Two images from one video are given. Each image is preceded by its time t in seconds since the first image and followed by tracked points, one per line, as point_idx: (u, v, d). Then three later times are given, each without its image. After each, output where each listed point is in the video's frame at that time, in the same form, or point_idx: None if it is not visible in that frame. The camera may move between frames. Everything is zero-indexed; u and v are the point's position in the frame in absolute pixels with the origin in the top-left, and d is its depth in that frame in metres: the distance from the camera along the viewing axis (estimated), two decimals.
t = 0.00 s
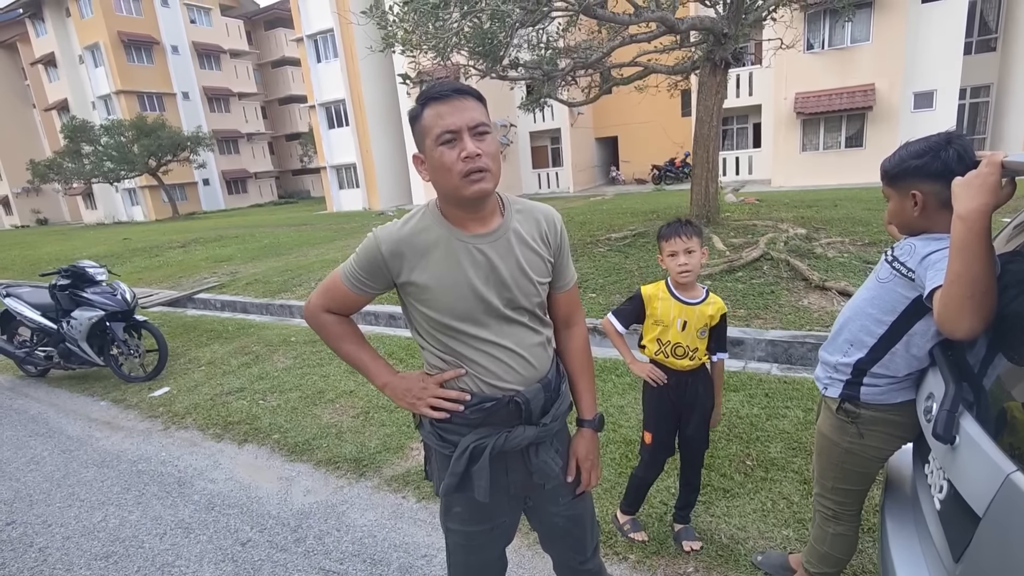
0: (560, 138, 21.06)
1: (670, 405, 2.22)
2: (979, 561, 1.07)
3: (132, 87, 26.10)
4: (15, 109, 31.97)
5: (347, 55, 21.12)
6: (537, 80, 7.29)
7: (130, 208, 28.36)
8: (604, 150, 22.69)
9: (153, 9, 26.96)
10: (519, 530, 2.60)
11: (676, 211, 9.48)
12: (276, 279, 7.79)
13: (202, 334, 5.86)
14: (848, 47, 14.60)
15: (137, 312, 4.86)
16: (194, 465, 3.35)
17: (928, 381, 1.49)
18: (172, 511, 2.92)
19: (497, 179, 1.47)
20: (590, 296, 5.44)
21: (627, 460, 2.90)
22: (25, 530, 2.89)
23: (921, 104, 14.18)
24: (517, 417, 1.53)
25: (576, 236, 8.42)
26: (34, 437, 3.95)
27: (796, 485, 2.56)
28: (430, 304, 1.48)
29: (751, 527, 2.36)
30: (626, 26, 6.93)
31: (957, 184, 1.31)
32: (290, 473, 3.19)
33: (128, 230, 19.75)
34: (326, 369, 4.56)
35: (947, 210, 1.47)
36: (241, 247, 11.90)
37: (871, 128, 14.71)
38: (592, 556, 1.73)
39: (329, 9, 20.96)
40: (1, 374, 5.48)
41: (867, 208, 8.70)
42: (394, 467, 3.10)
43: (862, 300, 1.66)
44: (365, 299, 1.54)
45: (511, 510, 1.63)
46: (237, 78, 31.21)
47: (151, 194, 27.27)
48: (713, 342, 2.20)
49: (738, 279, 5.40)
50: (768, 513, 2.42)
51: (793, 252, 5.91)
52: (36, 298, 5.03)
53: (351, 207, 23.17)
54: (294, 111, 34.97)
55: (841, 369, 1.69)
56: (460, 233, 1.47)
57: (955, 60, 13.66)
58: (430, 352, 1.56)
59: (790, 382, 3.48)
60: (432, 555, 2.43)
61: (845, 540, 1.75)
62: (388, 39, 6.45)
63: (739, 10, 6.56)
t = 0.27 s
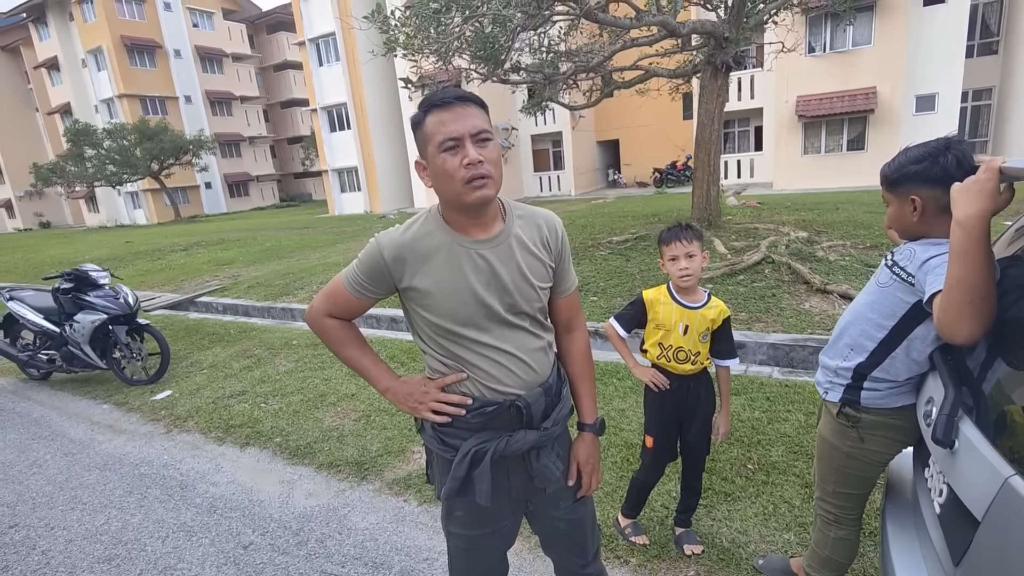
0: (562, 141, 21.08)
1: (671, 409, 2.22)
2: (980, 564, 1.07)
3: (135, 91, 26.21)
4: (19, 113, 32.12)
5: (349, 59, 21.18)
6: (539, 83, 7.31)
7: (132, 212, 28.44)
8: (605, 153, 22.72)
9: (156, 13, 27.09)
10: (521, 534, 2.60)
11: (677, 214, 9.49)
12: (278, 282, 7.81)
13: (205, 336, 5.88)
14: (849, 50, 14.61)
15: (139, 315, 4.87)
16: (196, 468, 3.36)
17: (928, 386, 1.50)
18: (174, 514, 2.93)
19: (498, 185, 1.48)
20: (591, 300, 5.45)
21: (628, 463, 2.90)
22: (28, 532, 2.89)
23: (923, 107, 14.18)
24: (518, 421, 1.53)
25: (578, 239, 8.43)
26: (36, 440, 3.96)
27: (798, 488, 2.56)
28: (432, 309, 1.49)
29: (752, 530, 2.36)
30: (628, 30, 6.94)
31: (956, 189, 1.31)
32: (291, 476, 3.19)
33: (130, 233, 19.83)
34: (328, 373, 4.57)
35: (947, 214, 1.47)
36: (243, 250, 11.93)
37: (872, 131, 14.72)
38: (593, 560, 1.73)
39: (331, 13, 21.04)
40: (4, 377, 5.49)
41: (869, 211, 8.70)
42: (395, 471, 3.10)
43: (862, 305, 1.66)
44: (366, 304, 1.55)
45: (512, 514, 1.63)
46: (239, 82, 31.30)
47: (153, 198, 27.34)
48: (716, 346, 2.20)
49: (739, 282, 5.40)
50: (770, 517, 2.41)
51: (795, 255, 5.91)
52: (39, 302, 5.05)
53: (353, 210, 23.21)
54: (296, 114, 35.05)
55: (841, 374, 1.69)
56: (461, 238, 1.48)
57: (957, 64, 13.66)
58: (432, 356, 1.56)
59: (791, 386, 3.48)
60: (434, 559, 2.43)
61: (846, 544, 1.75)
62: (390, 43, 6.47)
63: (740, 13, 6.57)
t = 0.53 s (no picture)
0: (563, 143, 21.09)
1: (672, 411, 2.22)
2: (982, 565, 1.07)
3: (137, 92, 26.26)
4: (21, 114, 32.19)
5: (350, 61, 21.22)
6: (540, 86, 7.32)
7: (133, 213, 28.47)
8: (606, 155, 22.74)
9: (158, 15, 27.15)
10: (522, 536, 2.59)
11: (678, 216, 9.50)
12: (279, 284, 7.81)
13: (206, 338, 5.88)
14: (849, 52, 14.62)
15: (140, 317, 4.88)
16: (197, 469, 3.35)
17: (929, 387, 1.49)
18: (174, 515, 2.92)
19: (500, 187, 1.48)
20: (592, 301, 5.44)
21: (629, 465, 2.90)
22: (28, 534, 2.89)
23: (924, 109, 14.19)
24: (520, 421, 1.53)
25: (578, 241, 8.43)
26: (37, 441, 3.96)
27: (799, 490, 2.55)
28: (433, 309, 1.49)
29: (754, 532, 2.36)
30: (629, 32, 6.95)
31: (956, 191, 1.31)
32: (292, 477, 3.19)
33: (131, 234, 19.84)
34: (328, 374, 4.57)
35: (947, 215, 1.47)
36: (244, 251, 11.95)
37: (873, 133, 14.72)
38: (594, 561, 1.72)
39: (332, 15, 21.09)
40: (5, 378, 5.49)
41: (870, 213, 8.70)
42: (396, 472, 3.10)
43: (864, 306, 1.66)
44: (368, 305, 1.55)
45: (513, 515, 1.63)
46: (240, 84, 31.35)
47: (154, 200, 27.35)
48: (718, 348, 2.19)
49: (740, 284, 5.40)
50: (771, 519, 2.41)
51: (796, 257, 5.91)
52: (41, 303, 5.06)
53: (354, 212, 23.23)
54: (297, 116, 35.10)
55: (842, 376, 1.69)
56: (463, 239, 1.48)
57: (958, 67, 13.68)
58: (433, 357, 1.56)
59: (792, 387, 3.48)
60: (434, 561, 2.43)
61: (848, 546, 1.75)
62: (391, 45, 6.48)
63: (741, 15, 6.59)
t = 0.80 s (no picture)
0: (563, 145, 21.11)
1: (671, 412, 2.22)
2: (983, 566, 1.07)
3: (137, 93, 26.29)
4: (21, 115, 32.20)
5: (350, 62, 21.25)
6: (540, 87, 7.34)
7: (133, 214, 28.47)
8: (606, 157, 22.74)
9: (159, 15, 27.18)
10: (522, 536, 2.59)
11: (678, 218, 9.50)
12: (279, 284, 7.81)
13: (206, 338, 5.88)
14: (849, 54, 14.64)
15: (140, 317, 4.87)
16: (196, 470, 3.35)
17: (930, 388, 1.49)
18: (173, 516, 2.92)
19: (502, 188, 1.48)
20: (592, 302, 5.44)
21: (628, 466, 2.90)
22: (27, 534, 2.89)
23: (923, 111, 14.20)
24: (520, 422, 1.53)
25: (578, 242, 8.44)
26: (36, 442, 3.96)
27: (799, 492, 2.55)
28: (434, 309, 1.49)
29: (753, 534, 2.36)
30: (629, 33, 6.95)
31: (956, 193, 1.31)
32: (292, 478, 3.19)
33: (130, 235, 19.82)
34: (328, 375, 4.57)
35: (947, 217, 1.47)
36: (244, 252, 11.95)
37: (873, 135, 14.73)
38: (594, 562, 1.72)
39: (333, 16, 21.11)
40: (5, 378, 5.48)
41: (870, 215, 8.70)
42: (395, 473, 3.10)
43: (864, 307, 1.66)
44: (369, 305, 1.55)
45: (514, 516, 1.63)
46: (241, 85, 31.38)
47: (154, 200, 27.35)
48: (718, 350, 2.19)
49: (740, 285, 5.40)
50: (770, 520, 2.41)
51: (796, 259, 5.91)
52: (41, 303, 5.05)
53: (354, 213, 23.23)
54: (297, 117, 35.10)
55: (842, 377, 1.69)
56: (464, 239, 1.48)
57: (957, 69, 13.69)
58: (434, 357, 1.56)
59: (792, 389, 3.47)
60: (434, 561, 2.42)
61: (848, 547, 1.74)
62: (392, 46, 6.47)
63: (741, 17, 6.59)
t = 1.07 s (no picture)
0: (562, 146, 21.12)
1: (670, 413, 2.22)
2: (981, 568, 1.07)
3: (137, 93, 26.30)
4: (20, 115, 32.18)
5: (350, 63, 21.27)
6: (539, 88, 7.35)
7: (133, 214, 28.47)
8: (606, 158, 22.77)
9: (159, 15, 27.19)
10: (521, 537, 2.59)
11: (677, 219, 9.51)
12: (278, 285, 7.80)
13: (205, 339, 5.87)
14: (848, 56, 14.66)
15: (139, 317, 4.87)
16: (195, 470, 3.35)
17: (928, 389, 1.50)
18: (172, 516, 2.92)
19: (502, 189, 1.49)
20: (592, 303, 5.44)
21: (628, 467, 2.90)
22: (25, 534, 2.88)
23: (922, 113, 14.22)
24: (519, 422, 1.53)
25: (578, 243, 8.45)
26: (35, 442, 3.95)
27: (798, 493, 2.55)
28: (433, 310, 1.49)
29: (753, 535, 2.36)
30: (628, 35, 6.96)
31: (955, 195, 1.31)
32: (291, 479, 3.18)
33: (129, 235, 19.76)
34: (328, 375, 4.56)
35: (945, 219, 1.47)
36: (244, 252, 11.93)
37: (872, 136, 14.76)
38: (593, 563, 1.72)
39: (333, 17, 21.13)
40: (3, 378, 5.47)
41: (869, 216, 8.72)
42: (394, 474, 3.10)
43: (862, 309, 1.66)
44: (369, 305, 1.55)
45: (513, 516, 1.63)
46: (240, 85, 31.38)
47: (153, 200, 27.35)
48: (717, 352, 2.20)
49: (739, 287, 5.41)
50: (770, 522, 2.41)
51: (795, 260, 5.92)
52: (40, 303, 5.05)
53: (353, 213, 23.22)
54: (297, 117, 35.10)
55: (842, 378, 1.69)
56: (464, 240, 1.48)
57: (956, 71, 13.71)
58: (433, 358, 1.56)
59: (791, 390, 3.48)
60: (433, 562, 2.42)
61: (848, 549, 1.75)
62: (392, 46, 6.47)
63: (740, 19, 6.60)
